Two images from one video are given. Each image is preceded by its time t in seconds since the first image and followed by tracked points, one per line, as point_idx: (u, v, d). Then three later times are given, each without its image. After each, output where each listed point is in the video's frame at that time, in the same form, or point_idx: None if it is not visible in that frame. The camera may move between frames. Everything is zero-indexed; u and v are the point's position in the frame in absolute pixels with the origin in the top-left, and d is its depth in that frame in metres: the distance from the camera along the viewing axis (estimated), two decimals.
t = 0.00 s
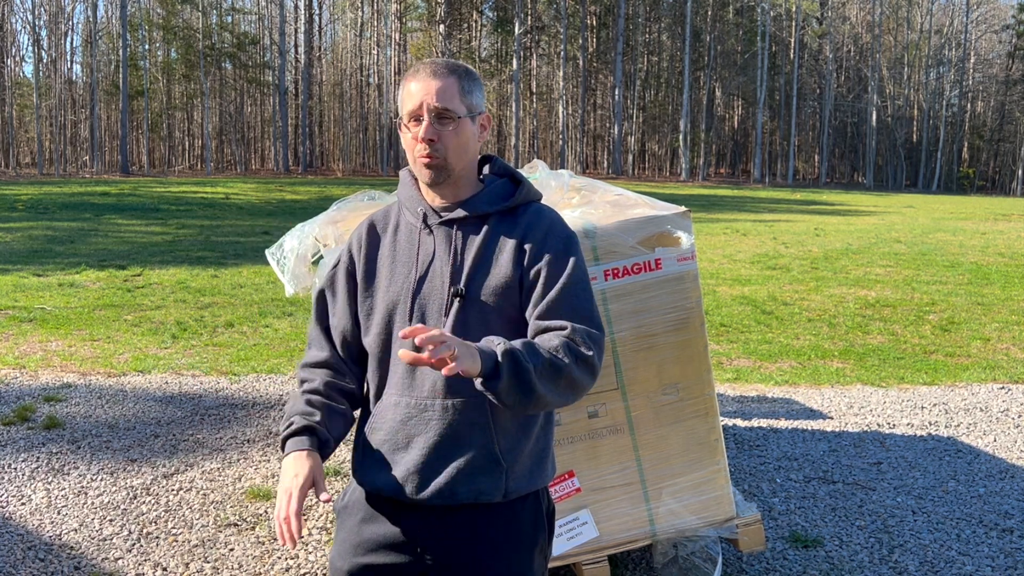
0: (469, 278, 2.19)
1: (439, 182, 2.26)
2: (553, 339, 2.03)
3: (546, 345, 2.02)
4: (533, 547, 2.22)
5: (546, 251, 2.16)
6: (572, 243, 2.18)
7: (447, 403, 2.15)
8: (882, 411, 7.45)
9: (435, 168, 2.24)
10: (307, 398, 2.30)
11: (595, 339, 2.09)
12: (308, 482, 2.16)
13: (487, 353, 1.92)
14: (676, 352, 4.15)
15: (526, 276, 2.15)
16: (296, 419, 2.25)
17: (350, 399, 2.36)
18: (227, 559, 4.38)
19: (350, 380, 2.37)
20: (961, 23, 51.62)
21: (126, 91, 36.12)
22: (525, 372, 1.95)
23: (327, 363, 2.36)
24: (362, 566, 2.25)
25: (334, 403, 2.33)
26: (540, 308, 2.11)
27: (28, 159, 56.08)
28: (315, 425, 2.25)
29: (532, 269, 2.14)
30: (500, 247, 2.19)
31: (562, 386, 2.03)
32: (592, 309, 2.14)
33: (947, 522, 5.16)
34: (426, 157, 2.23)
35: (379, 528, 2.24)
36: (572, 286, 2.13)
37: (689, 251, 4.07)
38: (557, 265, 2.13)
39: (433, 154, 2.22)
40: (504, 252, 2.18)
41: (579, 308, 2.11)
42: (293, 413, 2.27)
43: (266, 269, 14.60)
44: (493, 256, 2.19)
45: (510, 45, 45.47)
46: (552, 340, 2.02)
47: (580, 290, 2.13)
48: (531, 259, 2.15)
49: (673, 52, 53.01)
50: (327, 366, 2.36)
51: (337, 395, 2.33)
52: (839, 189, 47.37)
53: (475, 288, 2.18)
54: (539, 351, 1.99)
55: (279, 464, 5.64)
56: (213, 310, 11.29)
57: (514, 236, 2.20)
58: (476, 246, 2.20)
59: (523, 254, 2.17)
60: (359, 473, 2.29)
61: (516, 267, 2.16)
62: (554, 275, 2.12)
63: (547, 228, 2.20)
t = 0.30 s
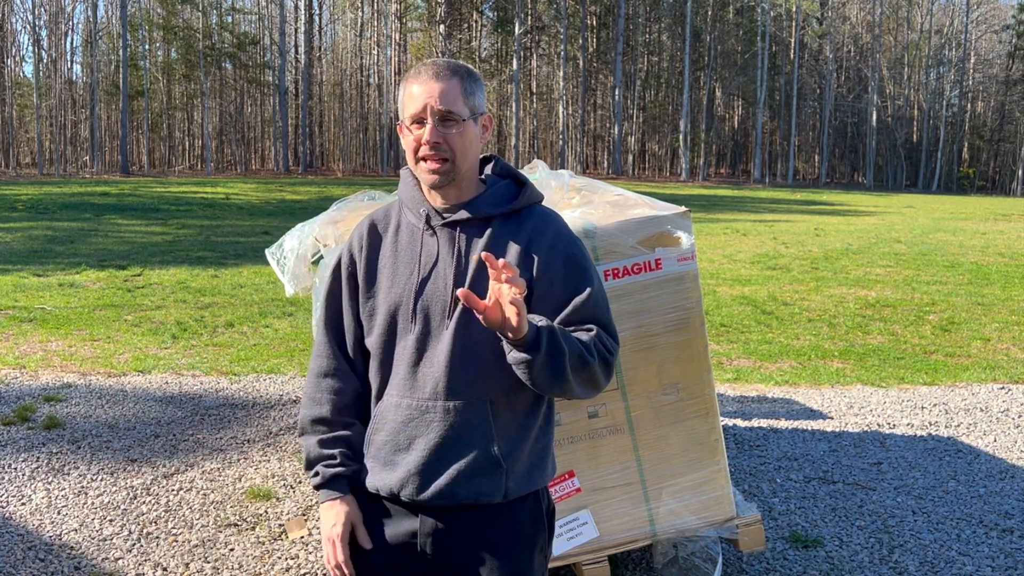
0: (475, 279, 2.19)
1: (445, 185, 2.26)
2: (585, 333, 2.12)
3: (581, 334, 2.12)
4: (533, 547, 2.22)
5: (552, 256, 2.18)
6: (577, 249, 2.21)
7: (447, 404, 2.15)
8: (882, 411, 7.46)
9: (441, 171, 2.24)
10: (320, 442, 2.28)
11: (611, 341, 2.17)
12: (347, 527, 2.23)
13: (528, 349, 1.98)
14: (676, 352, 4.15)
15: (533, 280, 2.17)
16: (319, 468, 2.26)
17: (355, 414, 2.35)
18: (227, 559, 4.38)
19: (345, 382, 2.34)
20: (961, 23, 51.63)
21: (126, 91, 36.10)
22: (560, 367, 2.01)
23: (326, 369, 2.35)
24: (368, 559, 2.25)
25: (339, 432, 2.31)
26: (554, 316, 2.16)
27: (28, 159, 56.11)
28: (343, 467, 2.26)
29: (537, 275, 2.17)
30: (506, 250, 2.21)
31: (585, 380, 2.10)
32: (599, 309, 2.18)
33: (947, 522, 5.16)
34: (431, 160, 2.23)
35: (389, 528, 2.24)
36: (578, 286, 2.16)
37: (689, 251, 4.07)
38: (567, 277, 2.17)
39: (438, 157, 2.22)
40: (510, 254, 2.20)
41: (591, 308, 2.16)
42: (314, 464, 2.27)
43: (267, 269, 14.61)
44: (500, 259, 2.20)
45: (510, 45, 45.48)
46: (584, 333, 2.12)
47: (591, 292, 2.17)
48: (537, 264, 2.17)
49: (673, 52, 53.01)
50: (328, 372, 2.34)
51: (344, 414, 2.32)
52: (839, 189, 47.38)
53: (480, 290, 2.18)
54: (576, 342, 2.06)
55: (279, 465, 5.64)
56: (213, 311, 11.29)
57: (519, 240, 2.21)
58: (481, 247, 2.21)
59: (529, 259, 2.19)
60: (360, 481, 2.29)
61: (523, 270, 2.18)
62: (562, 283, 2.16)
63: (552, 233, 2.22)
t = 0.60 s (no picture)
0: (478, 280, 2.19)
1: (448, 184, 2.26)
2: (584, 350, 2.10)
3: (580, 351, 2.10)
4: (536, 546, 2.22)
5: (556, 258, 2.18)
6: (582, 254, 2.21)
7: (452, 405, 2.15)
8: (882, 411, 7.46)
9: (446, 171, 2.25)
10: (310, 445, 2.28)
11: (614, 348, 2.17)
12: (317, 526, 2.20)
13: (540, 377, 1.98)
14: (677, 352, 4.15)
15: (537, 279, 2.17)
16: (302, 467, 2.25)
17: (350, 414, 2.35)
18: (227, 559, 4.38)
19: (339, 381, 2.33)
20: (961, 22, 51.62)
21: (127, 91, 36.09)
22: (567, 390, 2.01)
23: (322, 367, 2.34)
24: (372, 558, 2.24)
25: (329, 433, 2.30)
26: (555, 321, 2.15)
27: (28, 159, 56.12)
28: (326, 468, 2.25)
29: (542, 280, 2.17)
30: (510, 251, 2.21)
31: (590, 395, 2.11)
32: (603, 311, 2.18)
33: (947, 522, 5.16)
34: (436, 160, 2.24)
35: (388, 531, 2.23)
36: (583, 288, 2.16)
37: (689, 251, 4.07)
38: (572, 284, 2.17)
39: (444, 157, 2.23)
40: (513, 255, 2.20)
41: (596, 309, 2.16)
42: (298, 462, 2.26)
43: (267, 269, 14.60)
44: (503, 261, 2.20)
45: (510, 45, 45.47)
46: (583, 352, 2.09)
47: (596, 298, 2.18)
48: (541, 264, 2.17)
49: (673, 52, 53.05)
50: (322, 370, 2.34)
51: (335, 416, 2.32)
52: (839, 189, 47.37)
53: (485, 290, 2.18)
54: (577, 369, 2.05)
55: (279, 464, 5.65)
56: (213, 310, 11.29)
57: (524, 239, 2.22)
58: (484, 248, 2.22)
59: (532, 259, 2.19)
60: (357, 482, 2.29)
61: (526, 271, 2.18)
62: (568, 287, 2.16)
63: (554, 236, 2.23)
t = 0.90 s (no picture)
0: (479, 282, 2.19)
1: (450, 185, 2.26)
2: (579, 361, 2.09)
3: (575, 362, 2.08)
4: (535, 548, 2.21)
5: (557, 260, 2.18)
6: (582, 257, 2.20)
7: (454, 405, 2.15)
8: (882, 411, 7.46)
9: (448, 172, 2.25)
10: (316, 445, 2.28)
11: (613, 355, 2.16)
12: (336, 533, 2.23)
13: (534, 398, 1.97)
14: (676, 352, 4.15)
15: (539, 281, 2.16)
16: (312, 472, 2.25)
17: (356, 417, 2.36)
18: (227, 559, 4.38)
19: (346, 384, 2.34)
20: (961, 22, 51.60)
21: (127, 91, 36.03)
22: (563, 401, 2.01)
23: (328, 369, 2.35)
24: (367, 562, 2.24)
25: (337, 436, 2.30)
26: (555, 322, 2.15)
27: (28, 159, 56.09)
28: (338, 473, 2.25)
29: (541, 283, 2.16)
30: (510, 253, 2.21)
31: (590, 402, 2.10)
32: (602, 314, 2.18)
33: (947, 522, 5.16)
34: (438, 162, 2.24)
35: (384, 531, 2.24)
36: (581, 285, 2.16)
37: (689, 251, 4.07)
38: (571, 285, 2.16)
39: (444, 160, 2.24)
40: (514, 257, 2.19)
41: (594, 309, 2.16)
42: (308, 468, 2.26)
43: (266, 269, 14.59)
44: (504, 263, 2.20)
45: (510, 45, 45.48)
46: (581, 363, 2.08)
47: (596, 300, 2.18)
48: (541, 266, 2.17)
49: (673, 52, 53.05)
50: (328, 373, 2.34)
51: (344, 418, 2.32)
52: (839, 189, 47.36)
53: (485, 291, 2.18)
54: (575, 382, 2.05)
55: (279, 464, 5.65)
56: (212, 310, 11.29)
57: (525, 240, 2.22)
58: (485, 249, 2.21)
59: (534, 260, 2.18)
60: (362, 484, 2.29)
61: (526, 272, 2.17)
62: (566, 287, 2.16)
63: (555, 235, 2.23)
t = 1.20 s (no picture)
0: (479, 283, 2.19)
1: (450, 184, 2.26)
2: (579, 364, 2.09)
3: (574, 366, 2.08)
4: (536, 549, 2.21)
5: (558, 261, 2.18)
6: (583, 257, 2.21)
7: (453, 404, 2.15)
8: (882, 411, 7.46)
9: (449, 173, 2.25)
10: (315, 446, 2.28)
11: (612, 360, 2.16)
12: (331, 532, 2.22)
13: (530, 404, 1.97)
14: (677, 352, 4.15)
15: (539, 281, 2.16)
16: (312, 472, 2.25)
17: (356, 417, 2.36)
18: (227, 559, 4.38)
19: (346, 383, 2.34)
20: (961, 22, 51.60)
21: (127, 91, 36.03)
22: (563, 407, 2.01)
23: (328, 370, 2.35)
24: (365, 562, 2.25)
25: (337, 436, 2.31)
26: (555, 321, 2.15)
27: (28, 159, 56.10)
28: (337, 473, 2.26)
29: (542, 284, 2.16)
30: (511, 252, 2.21)
31: (590, 406, 2.10)
32: (601, 314, 2.18)
33: (947, 522, 5.16)
34: (439, 160, 2.24)
35: (382, 531, 2.24)
36: (580, 284, 2.16)
37: (688, 251, 4.07)
38: (572, 286, 2.16)
39: (446, 157, 2.24)
40: (514, 258, 2.20)
41: (594, 310, 2.16)
42: (309, 467, 2.26)
43: (267, 269, 14.59)
44: (504, 262, 2.20)
45: (510, 45, 45.50)
46: (580, 366, 2.08)
47: (595, 301, 2.18)
48: (541, 267, 2.17)
49: (673, 52, 53.05)
50: (328, 373, 2.34)
51: (343, 418, 2.33)
52: (839, 189, 47.36)
53: (485, 291, 2.18)
54: (574, 386, 2.05)
55: (279, 464, 5.65)
56: (212, 311, 11.29)
57: (526, 239, 2.22)
58: (486, 250, 2.21)
59: (534, 259, 2.19)
60: (362, 484, 2.29)
61: (526, 273, 2.18)
62: (567, 288, 2.15)
63: (556, 236, 2.23)
